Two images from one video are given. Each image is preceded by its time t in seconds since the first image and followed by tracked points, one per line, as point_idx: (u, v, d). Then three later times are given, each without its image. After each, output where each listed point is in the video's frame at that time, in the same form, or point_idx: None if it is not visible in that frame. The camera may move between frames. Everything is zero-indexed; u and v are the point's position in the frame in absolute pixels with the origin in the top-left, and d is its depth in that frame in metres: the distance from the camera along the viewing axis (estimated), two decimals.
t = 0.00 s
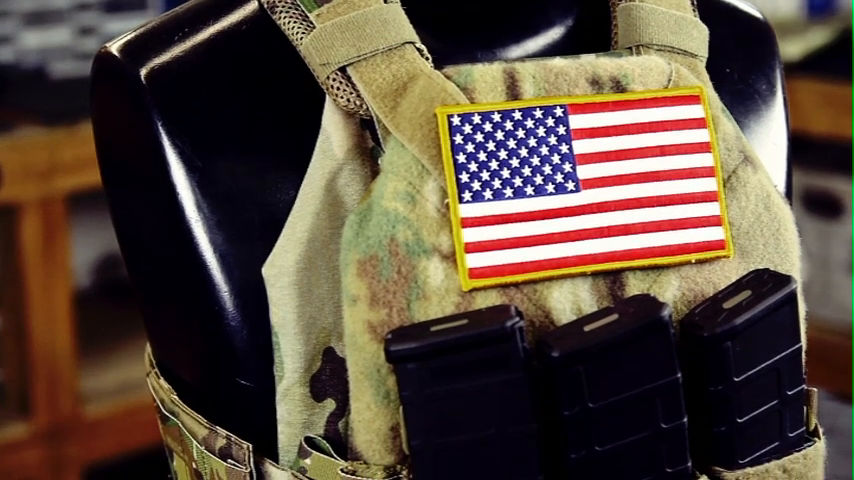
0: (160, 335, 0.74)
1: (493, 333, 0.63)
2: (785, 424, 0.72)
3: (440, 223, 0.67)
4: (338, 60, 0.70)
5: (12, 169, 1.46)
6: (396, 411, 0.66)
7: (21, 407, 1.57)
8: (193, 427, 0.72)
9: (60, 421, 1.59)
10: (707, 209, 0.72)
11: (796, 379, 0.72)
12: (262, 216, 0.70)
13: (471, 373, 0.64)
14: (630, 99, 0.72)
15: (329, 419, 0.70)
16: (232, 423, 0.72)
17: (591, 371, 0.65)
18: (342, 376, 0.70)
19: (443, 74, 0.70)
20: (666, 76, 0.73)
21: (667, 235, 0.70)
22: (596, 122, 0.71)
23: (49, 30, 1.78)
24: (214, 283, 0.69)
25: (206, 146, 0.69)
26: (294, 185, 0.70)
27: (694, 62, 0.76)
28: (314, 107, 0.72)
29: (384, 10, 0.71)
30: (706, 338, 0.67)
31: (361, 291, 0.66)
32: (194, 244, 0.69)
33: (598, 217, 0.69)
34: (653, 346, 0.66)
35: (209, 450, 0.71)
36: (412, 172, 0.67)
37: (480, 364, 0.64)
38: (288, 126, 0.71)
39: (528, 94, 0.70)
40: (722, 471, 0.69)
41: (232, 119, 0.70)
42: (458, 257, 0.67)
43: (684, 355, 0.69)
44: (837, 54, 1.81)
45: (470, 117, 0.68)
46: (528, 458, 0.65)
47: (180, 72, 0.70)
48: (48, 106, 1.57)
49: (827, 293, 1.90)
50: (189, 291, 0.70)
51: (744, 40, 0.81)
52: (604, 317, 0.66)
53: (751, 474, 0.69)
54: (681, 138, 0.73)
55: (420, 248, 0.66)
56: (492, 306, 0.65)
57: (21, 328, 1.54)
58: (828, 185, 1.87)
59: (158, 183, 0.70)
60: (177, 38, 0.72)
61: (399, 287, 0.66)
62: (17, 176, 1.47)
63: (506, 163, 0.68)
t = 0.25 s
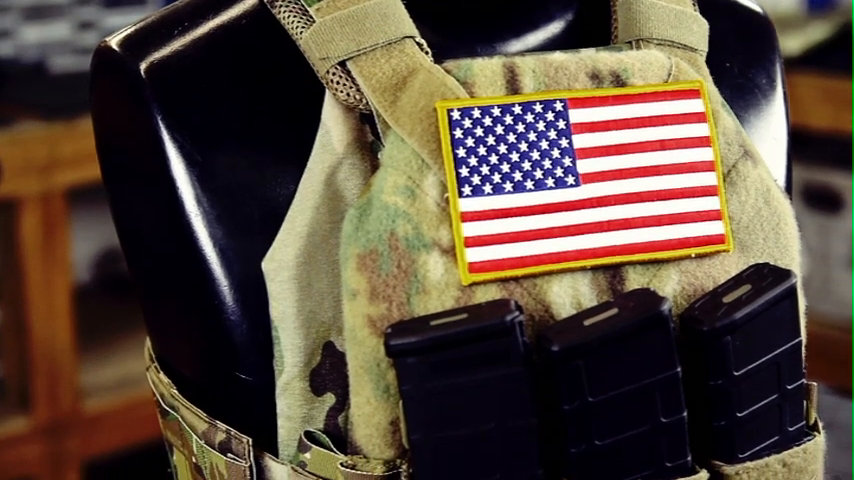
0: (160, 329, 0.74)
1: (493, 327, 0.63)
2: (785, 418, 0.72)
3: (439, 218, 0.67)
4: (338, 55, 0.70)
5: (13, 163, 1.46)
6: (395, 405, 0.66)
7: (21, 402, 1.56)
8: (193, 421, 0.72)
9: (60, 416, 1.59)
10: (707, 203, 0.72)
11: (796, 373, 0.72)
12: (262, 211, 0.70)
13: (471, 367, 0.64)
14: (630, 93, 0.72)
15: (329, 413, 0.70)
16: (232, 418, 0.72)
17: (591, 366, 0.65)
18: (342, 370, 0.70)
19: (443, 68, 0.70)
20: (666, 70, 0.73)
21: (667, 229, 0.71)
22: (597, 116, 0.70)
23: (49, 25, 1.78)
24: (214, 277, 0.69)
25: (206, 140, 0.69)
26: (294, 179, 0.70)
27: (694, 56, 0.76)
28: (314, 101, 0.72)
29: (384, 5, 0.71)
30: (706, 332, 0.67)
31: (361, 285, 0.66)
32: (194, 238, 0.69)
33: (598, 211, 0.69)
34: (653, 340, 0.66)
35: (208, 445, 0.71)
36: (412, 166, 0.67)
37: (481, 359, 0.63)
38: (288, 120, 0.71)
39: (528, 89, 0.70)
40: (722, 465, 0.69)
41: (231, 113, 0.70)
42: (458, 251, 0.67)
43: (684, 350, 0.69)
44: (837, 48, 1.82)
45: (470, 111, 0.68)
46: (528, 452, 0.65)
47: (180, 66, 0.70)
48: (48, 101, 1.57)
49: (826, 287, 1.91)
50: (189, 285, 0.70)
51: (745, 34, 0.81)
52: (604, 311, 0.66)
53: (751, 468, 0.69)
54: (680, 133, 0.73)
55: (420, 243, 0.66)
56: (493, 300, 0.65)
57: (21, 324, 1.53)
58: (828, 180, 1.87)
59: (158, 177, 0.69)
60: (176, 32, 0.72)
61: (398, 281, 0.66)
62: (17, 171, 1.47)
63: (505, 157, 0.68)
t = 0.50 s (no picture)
0: (160, 322, 0.74)
1: (493, 320, 0.63)
2: (785, 411, 0.72)
3: (439, 211, 0.67)
4: (338, 47, 0.69)
5: (12, 157, 1.46)
6: (395, 398, 0.66)
7: (21, 396, 1.57)
8: (192, 414, 0.72)
9: (60, 410, 1.60)
10: (706, 196, 0.72)
11: (796, 366, 0.72)
12: (261, 204, 0.70)
13: (471, 360, 0.63)
14: (630, 86, 0.72)
15: (328, 407, 0.70)
16: (232, 412, 0.71)
17: (591, 359, 0.65)
18: (342, 364, 0.70)
19: (442, 61, 0.70)
20: (666, 63, 0.73)
21: (667, 222, 0.71)
22: (596, 110, 0.70)
23: (48, 19, 1.78)
24: (214, 270, 0.69)
25: (206, 133, 0.69)
26: (292, 172, 0.70)
27: (694, 49, 0.76)
28: (314, 94, 0.72)
29: None
30: (706, 325, 0.67)
31: (360, 279, 0.66)
32: (193, 231, 0.69)
33: (598, 205, 0.69)
34: (653, 333, 0.66)
35: (208, 438, 0.71)
36: (412, 159, 0.67)
37: (480, 352, 0.63)
38: (288, 113, 0.71)
39: (528, 82, 0.70)
40: (722, 458, 0.69)
41: (231, 106, 0.70)
42: (457, 245, 0.67)
43: (683, 343, 0.69)
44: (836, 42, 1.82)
45: (469, 104, 0.68)
46: (528, 445, 0.65)
47: (179, 59, 0.70)
48: (47, 95, 1.57)
49: (826, 281, 1.91)
50: (189, 278, 0.70)
51: (745, 27, 0.81)
52: (604, 304, 0.66)
53: (751, 462, 0.69)
54: (679, 125, 0.73)
55: (419, 236, 0.66)
56: (492, 294, 0.65)
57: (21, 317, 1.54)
58: (829, 174, 1.87)
59: (158, 169, 0.69)
60: (175, 25, 0.72)
61: (398, 274, 0.66)
62: (17, 164, 1.47)
63: (505, 150, 0.68)
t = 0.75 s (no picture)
0: (160, 316, 0.74)
1: (493, 314, 0.63)
2: (785, 405, 0.72)
3: (439, 205, 0.67)
4: (338, 42, 0.70)
5: (12, 151, 1.46)
6: (395, 392, 0.66)
7: (21, 390, 1.56)
8: (192, 408, 0.72)
9: (60, 404, 1.60)
10: (706, 190, 0.72)
11: (796, 360, 0.72)
12: (261, 198, 0.70)
13: (471, 354, 0.63)
14: (629, 80, 0.72)
15: (328, 401, 0.70)
16: (232, 406, 0.72)
17: (591, 352, 0.65)
18: (342, 358, 0.70)
19: (442, 55, 0.69)
20: (665, 57, 0.73)
21: (667, 216, 0.71)
22: (596, 103, 0.71)
23: (48, 13, 1.78)
24: (214, 265, 0.69)
25: (205, 127, 0.69)
26: (293, 165, 0.70)
27: (694, 43, 0.76)
28: (314, 88, 0.72)
29: None
30: (705, 319, 0.67)
31: (360, 273, 0.66)
32: (193, 225, 0.69)
33: (598, 199, 0.69)
34: (653, 327, 0.66)
35: (208, 432, 0.71)
36: (412, 153, 0.67)
37: (480, 346, 0.63)
38: (288, 107, 0.71)
39: (528, 76, 0.70)
40: (722, 452, 0.69)
41: (231, 100, 0.70)
42: (457, 239, 0.67)
43: (683, 337, 0.69)
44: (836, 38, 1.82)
45: (469, 98, 0.68)
46: (528, 438, 0.65)
47: (179, 53, 0.70)
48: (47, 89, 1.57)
49: (826, 276, 1.91)
50: (189, 272, 0.70)
51: (745, 21, 0.81)
52: (604, 298, 0.66)
53: (751, 456, 0.69)
54: (678, 120, 0.73)
55: (419, 230, 0.66)
56: (493, 288, 0.65)
57: (21, 312, 1.54)
58: (829, 169, 1.87)
59: (158, 163, 0.69)
60: (175, 20, 0.72)
61: (398, 268, 0.66)
62: (17, 159, 1.47)
63: (505, 144, 0.68)
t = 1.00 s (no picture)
0: (160, 310, 0.74)
1: (493, 307, 0.63)
2: (785, 399, 0.72)
3: (439, 198, 0.67)
4: (338, 35, 0.69)
5: (12, 146, 1.46)
6: (395, 386, 0.66)
7: (21, 384, 1.57)
8: (192, 402, 0.72)
9: (60, 398, 1.60)
10: (705, 183, 0.72)
11: (796, 353, 0.72)
12: (261, 192, 0.70)
13: (471, 348, 0.63)
14: (629, 74, 0.72)
15: (328, 394, 0.70)
16: (232, 399, 0.72)
17: (591, 346, 0.65)
18: (342, 351, 0.70)
19: (442, 48, 0.69)
20: (665, 50, 0.73)
21: (667, 210, 0.71)
22: (597, 97, 0.70)
23: (47, 6, 1.71)
24: (214, 258, 0.69)
25: (205, 120, 0.69)
26: (293, 158, 0.70)
27: (694, 37, 0.76)
28: (314, 82, 0.72)
29: None
30: (705, 312, 0.67)
31: (360, 266, 0.66)
32: (193, 219, 0.69)
33: (597, 192, 0.69)
34: (653, 321, 0.66)
35: (208, 426, 0.71)
36: (412, 147, 0.67)
37: (480, 339, 0.63)
38: (288, 101, 0.71)
39: (528, 70, 0.70)
40: (722, 446, 0.69)
41: (231, 94, 0.70)
42: (457, 232, 0.67)
43: (683, 331, 0.68)
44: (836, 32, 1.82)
45: (469, 92, 0.68)
46: (528, 432, 0.65)
47: (178, 46, 0.70)
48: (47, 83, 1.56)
49: (826, 271, 1.91)
50: (189, 266, 0.70)
51: (745, 15, 0.81)
52: (604, 292, 0.66)
53: (751, 449, 0.69)
54: (678, 113, 0.73)
55: (419, 224, 0.66)
56: (493, 281, 0.65)
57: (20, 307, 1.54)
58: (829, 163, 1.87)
59: (157, 156, 0.69)
60: (175, 13, 0.72)
61: (398, 262, 0.66)
62: (17, 152, 1.47)
63: (504, 138, 0.68)
